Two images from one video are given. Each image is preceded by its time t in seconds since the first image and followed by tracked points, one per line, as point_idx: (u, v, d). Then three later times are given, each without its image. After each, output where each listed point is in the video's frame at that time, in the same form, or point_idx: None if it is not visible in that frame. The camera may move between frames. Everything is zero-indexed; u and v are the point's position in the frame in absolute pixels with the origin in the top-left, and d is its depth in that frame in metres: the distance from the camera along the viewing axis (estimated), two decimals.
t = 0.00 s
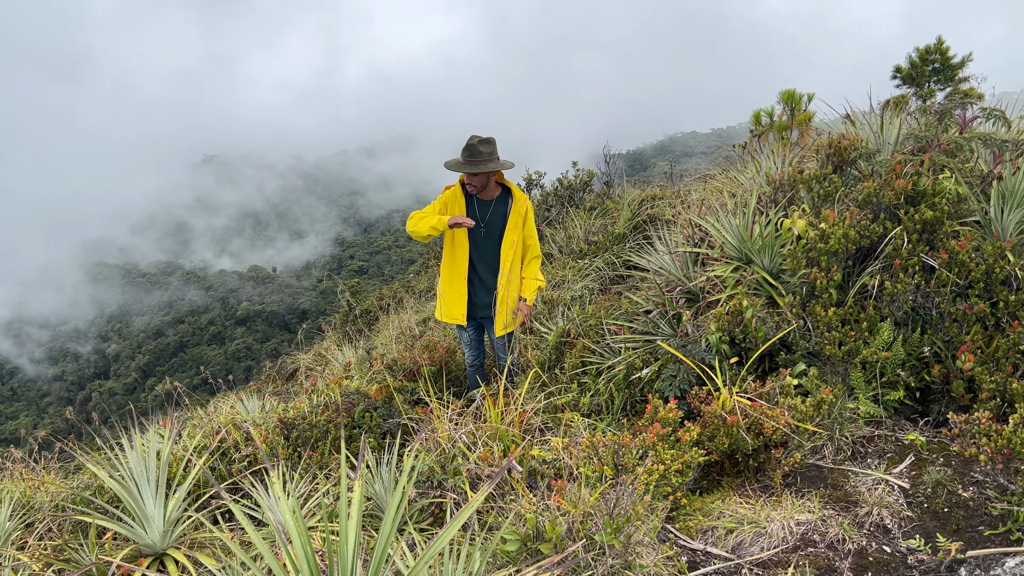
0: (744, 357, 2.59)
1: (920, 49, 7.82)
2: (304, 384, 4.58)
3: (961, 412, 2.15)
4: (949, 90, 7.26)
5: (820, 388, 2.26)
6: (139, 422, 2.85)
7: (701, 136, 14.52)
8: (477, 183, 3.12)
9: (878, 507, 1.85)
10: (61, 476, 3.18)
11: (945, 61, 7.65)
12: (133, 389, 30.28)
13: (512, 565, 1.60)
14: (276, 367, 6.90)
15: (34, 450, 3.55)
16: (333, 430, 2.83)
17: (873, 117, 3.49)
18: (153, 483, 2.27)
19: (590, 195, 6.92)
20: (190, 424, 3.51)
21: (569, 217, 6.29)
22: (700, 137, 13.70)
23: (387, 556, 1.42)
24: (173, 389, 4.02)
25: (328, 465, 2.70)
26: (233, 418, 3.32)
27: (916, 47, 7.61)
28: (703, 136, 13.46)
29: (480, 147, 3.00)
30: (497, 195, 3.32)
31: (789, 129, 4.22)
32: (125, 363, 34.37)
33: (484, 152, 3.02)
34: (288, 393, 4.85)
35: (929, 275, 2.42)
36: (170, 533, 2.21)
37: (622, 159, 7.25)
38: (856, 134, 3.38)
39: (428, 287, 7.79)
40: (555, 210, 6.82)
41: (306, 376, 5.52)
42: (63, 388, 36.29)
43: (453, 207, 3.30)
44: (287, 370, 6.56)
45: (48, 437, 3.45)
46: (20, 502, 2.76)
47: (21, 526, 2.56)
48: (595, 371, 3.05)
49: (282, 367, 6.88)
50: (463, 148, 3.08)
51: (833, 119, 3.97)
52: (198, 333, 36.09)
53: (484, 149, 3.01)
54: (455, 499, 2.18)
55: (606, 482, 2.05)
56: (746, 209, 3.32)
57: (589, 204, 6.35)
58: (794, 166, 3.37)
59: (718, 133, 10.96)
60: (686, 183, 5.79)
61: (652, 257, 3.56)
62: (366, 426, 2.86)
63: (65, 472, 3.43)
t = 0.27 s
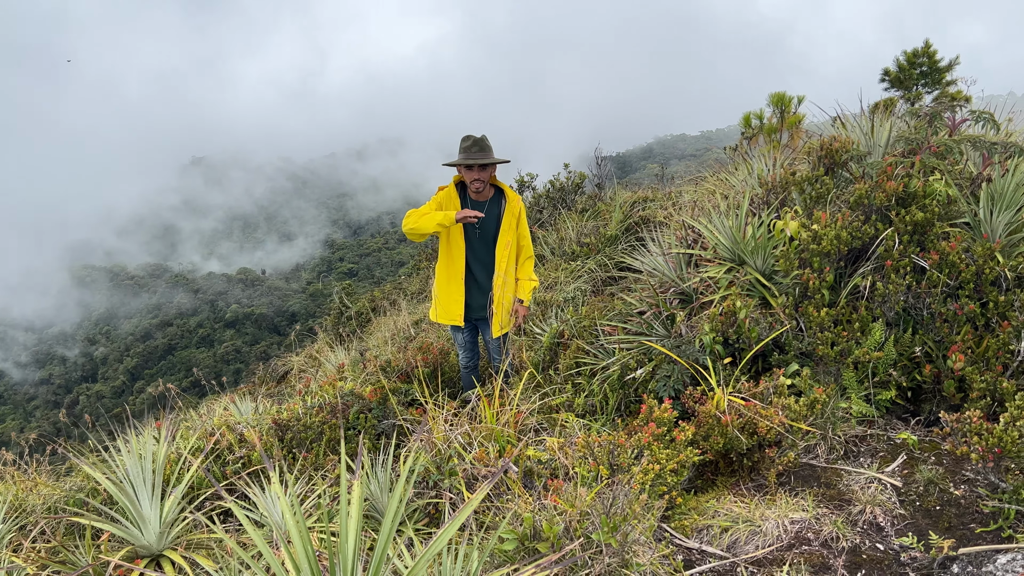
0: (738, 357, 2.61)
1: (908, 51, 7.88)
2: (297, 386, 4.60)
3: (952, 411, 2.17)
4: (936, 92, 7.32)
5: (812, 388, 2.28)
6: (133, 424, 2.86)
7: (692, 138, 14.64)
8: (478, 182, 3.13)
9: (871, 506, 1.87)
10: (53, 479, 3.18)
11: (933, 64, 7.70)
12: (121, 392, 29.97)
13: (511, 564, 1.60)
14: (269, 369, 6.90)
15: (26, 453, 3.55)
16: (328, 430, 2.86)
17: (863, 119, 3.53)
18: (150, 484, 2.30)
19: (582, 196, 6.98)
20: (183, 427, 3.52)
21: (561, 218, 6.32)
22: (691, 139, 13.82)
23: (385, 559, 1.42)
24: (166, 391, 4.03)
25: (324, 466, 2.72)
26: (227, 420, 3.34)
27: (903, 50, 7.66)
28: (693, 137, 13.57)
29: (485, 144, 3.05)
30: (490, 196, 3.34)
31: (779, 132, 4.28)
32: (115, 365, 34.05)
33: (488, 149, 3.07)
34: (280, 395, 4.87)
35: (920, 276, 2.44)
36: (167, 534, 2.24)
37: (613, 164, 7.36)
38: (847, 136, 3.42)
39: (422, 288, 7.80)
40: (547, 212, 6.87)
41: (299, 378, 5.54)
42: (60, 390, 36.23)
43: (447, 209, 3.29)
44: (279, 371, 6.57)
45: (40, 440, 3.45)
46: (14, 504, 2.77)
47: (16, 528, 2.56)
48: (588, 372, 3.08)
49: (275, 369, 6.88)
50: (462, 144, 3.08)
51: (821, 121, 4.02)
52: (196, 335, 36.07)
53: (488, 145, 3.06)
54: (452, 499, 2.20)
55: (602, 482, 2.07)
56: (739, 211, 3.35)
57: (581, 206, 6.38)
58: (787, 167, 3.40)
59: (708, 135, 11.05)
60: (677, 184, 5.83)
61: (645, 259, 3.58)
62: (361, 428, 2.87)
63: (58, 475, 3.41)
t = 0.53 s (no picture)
0: (735, 358, 2.64)
1: (897, 57, 7.95)
2: (291, 389, 4.58)
3: (948, 411, 2.19)
4: (924, 97, 7.39)
5: (810, 388, 2.28)
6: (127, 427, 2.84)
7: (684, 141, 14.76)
8: (476, 183, 3.13)
9: (870, 505, 1.88)
10: (44, 483, 3.15)
11: (922, 69, 7.77)
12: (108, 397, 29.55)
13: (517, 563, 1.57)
14: (262, 372, 6.87)
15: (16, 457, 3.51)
16: (323, 433, 2.87)
17: (856, 123, 3.58)
18: (149, 486, 2.28)
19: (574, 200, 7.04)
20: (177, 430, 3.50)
21: (554, 221, 6.34)
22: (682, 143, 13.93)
23: (391, 561, 1.41)
24: (158, 394, 4.00)
25: (321, 468, 2.71)
26: (222, 423, 3.32)
27: (892, 55, 7.73)
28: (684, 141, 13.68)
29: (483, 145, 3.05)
30: (488, 198, 3.36)
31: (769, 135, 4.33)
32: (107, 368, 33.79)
33: (485, 151, 3.07)
34: (273, 398, 4.85)
35: (916, 277, 2.46)
36: (166, 536, 2.22)
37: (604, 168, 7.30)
38: (841, 139, 3.47)
39: (416, 291, 7.80)
40: (540, 215, 6.90)
41: (292, 381, 5.52)
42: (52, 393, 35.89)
43: (445, 211, 3.29)
44: (271, 374, 6.54)
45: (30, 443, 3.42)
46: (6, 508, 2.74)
47: (8, 532, 2.54)
48: (586, 373, 3.09)
49: (267, 372, 6.85)
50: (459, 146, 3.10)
51: (810, 126, 4.06)
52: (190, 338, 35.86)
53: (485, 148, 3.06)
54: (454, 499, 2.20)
55: (603, 482, 2.07)
56: (735, 213, 3.37)
57: (574, 209, 6.41)
58: (782, 170, 3.42)
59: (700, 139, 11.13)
60: (670, 188, 5.86)
61: (642, 260, 3.59)
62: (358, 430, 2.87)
63: (50, 480, 3.38)
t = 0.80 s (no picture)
0: (733, 360, 2.67)
1: (888, 63, 8.02)
2: (285, 392, 4.57)
3: (944, 413, 2.21)
4: (915, 104, 7.46)
5: (808, 390, 2.31)
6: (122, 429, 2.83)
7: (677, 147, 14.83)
8: (473, 188, 3.14)
9: (869, 506, 1.89)
10: (36, 487, 3.13)
11: (912, 76, 7.83)
12: (98, 400, 29.19)
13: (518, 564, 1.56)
14: (255, 376, 6.84)
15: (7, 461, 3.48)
16: (320, 435, 2.87)
17: (851, 128, 3.63)
18: (147, 488, 2.27)
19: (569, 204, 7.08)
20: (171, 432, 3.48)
21: (549, 225, 6.37)
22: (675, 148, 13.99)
23: (395, 563, 1.41)
24: (151, 397, 3.98)
25: (318, 471, 2.70)
26: (216, 426, 3.31)
27: (883, 62, 7.79)
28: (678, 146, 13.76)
29: (478, 150, 3.04)
30: (485, 201, 3.36)
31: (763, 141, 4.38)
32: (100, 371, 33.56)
33: (480, 157, 3.06)
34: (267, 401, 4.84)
35: (912, 280, 2.48)
36: (164, 538, 2.22)
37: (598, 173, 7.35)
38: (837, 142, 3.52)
39: (411, 294, 7.79)
40: (534, 219, 6.93)
41: (285, 384, 5.50)
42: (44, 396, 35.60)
43: (443, 214, 3.29)
44: (265, 378, 6.52)
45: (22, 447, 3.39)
46: None
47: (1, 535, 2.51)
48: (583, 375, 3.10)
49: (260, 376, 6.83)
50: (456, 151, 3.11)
51: (801, 132, 4.11)
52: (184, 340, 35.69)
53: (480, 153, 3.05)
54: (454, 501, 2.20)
55: (603, 483, 2.08)
56: (732, 216, 3.40)
57: (568, 212, 6.44)
58: (778, 174, 3.45)
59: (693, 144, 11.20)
60: (664, 192, 5.89)
61: (640, 263, 3.59)
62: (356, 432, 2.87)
63: (41, 483, 3.35)
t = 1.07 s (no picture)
0: (733, 365, 2.67)
1: (885, 71, 8.06)
2: (283, 395, 4.57)
3: (943, 418, 2.22)
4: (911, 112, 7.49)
5: (808, 395, 2.33)
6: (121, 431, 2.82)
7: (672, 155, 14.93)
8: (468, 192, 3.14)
9: (868, 510, 1.90)
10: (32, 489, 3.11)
11: (909, 84, 7.86)
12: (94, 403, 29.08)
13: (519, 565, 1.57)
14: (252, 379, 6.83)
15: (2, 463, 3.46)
16: (318, 438, 2.87)
17: (848, 136, 3.69)
18: (147, 489, 2.26)
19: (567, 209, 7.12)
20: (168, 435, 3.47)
21: (547, 229, 6.38)
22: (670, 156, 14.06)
23: (398, 566, 1.42)
24: (148, 400, 3.97)
25: (317, 474, 2.70)
26: (214, 429, 3.30)
27: (880, 70, 7.82)
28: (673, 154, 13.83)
29: (472, 154, 3.08)
30: (485, 206, 3.37)
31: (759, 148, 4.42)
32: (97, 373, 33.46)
33: (474, 159, 3.09)
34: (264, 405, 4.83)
35: (911, 286, 2.50)
36: (163, 539, 2.22)
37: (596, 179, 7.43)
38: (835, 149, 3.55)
39: (409, 298, 7.80)
40: (532, 224, 6.95)
41: (282, 388, 5.50)
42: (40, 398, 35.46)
43: (442, 219, 3.30)
44: (261, 381, 6.52)
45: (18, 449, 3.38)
46: None
47: None
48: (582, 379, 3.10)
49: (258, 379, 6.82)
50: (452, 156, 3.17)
51: (797, 139, 4.14)
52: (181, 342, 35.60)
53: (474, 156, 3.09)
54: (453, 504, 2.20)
55: (603, 486, 2.08)
56: (731, 222, 3.41)
57: (566, 218, 6.47)
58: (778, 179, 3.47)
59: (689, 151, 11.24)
60: (662, 197, 5.91)
61: (640, 267, 3.59)
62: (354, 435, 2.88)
63: (38, 485, 3.34)
